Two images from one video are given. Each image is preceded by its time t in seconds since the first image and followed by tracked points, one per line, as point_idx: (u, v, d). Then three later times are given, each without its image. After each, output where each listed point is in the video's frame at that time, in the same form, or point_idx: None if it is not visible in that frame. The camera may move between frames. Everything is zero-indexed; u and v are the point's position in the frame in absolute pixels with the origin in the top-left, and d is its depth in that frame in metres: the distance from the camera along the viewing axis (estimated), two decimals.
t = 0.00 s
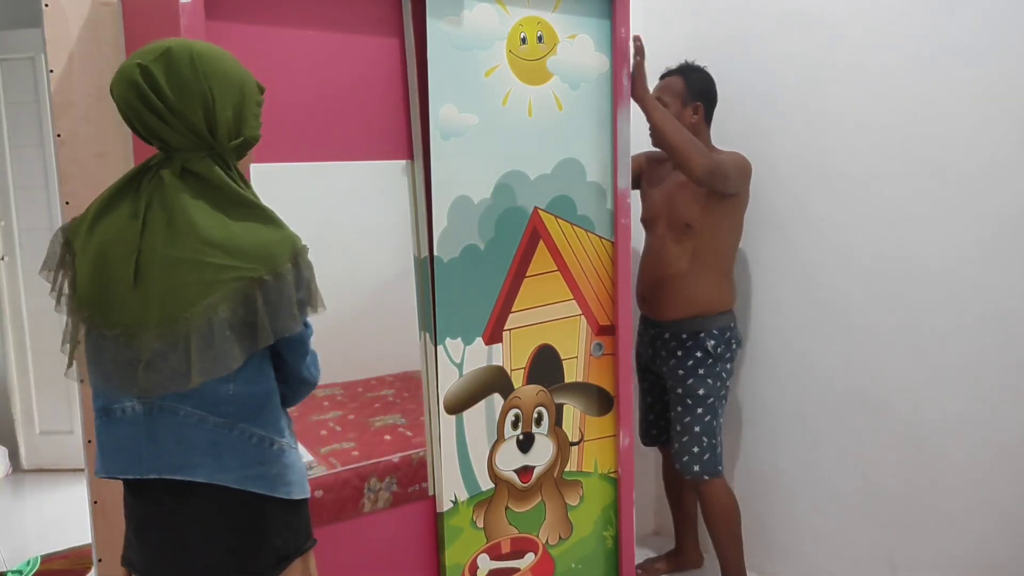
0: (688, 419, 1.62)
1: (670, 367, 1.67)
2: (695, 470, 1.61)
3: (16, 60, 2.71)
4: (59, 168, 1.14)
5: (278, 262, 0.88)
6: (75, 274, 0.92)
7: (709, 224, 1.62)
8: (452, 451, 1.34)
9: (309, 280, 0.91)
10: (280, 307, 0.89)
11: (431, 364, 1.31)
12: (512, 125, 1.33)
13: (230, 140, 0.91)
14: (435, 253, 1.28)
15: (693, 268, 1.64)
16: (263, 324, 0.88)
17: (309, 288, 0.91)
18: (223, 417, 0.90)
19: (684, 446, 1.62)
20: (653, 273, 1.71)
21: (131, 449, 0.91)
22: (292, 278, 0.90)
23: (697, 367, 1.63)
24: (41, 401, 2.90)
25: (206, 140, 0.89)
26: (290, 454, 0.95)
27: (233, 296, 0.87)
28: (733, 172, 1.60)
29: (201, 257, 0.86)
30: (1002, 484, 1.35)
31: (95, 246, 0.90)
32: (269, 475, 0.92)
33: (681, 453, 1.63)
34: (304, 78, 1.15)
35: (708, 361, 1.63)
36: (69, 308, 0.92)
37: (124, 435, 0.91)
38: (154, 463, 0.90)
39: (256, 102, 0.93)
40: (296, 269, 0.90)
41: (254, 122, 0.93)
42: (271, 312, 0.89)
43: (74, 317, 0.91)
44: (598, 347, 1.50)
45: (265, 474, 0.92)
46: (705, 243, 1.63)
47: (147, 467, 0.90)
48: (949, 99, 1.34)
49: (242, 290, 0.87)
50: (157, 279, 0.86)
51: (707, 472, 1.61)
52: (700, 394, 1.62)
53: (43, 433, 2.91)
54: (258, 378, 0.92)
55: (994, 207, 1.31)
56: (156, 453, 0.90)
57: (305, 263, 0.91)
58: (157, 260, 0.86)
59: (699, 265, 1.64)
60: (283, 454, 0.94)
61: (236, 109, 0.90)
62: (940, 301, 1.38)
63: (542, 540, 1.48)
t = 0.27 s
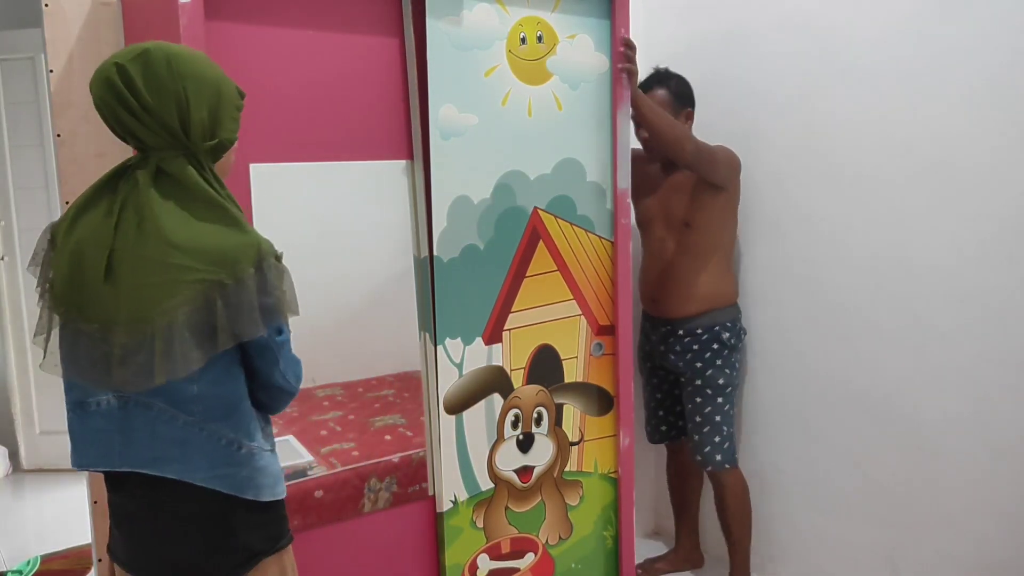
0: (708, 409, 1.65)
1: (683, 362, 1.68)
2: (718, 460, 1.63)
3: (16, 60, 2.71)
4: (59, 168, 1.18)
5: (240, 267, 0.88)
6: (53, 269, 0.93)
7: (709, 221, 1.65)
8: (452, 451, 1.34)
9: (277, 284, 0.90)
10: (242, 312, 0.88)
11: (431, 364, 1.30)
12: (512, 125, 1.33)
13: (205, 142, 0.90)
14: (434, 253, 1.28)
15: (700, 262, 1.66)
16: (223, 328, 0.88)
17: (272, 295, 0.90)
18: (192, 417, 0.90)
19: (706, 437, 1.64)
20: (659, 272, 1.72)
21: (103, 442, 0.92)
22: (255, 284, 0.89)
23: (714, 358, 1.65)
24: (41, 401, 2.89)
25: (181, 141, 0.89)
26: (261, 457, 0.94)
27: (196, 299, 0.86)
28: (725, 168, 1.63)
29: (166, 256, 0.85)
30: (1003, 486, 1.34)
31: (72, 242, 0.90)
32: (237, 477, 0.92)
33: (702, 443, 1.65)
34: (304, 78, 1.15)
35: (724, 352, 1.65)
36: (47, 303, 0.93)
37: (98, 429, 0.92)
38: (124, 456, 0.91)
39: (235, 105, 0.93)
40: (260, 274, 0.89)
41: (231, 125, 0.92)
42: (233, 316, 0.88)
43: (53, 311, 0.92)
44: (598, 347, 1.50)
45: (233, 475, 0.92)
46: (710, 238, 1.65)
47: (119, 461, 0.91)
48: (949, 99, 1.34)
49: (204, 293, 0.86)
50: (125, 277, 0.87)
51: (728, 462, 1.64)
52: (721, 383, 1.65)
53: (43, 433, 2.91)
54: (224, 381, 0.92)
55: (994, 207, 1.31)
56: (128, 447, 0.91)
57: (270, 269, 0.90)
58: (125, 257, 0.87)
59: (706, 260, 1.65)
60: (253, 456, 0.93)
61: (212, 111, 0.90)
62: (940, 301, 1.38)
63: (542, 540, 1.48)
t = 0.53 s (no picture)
0: (727, 407, 1.64)
1: (696, 360, 1.66)
2: (741, 455, 1.64)
3: (16, 60, 2.71)
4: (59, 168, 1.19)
5: (206, 276, 0.88)
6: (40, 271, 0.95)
7: (714, 218, 1.65)
8: (452, 451, 1.34)
9: (249, 294, 0.90)
10: (206, 321, 0.88)
11: (430, 365, 1.30)
12: (512, 125, 1.33)
13: (185, 147, 0.91)
14: (433, 253, 1.28)
15: (709, 259, 1.65)
16: (187, 337, 0.88)
17: (239, 305, 0.89)
18: (170, 421, 0.92)
19: (727, 433, 1.64)
20: (666, 271, 1.72)
21: (87, 442, 0.93)
22: (219, 293, 0.88)
23: (729, 355, 1.63)
24: (41, 401, 2.90)
25: (162, 146, 0.90)
26: (240, 465, 0.94)
27: (163, 306, 0.87)
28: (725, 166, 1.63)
29: (137, 263, 0.87)
30: (1003, 487, 1.34)
31: (55, 246, 0.93)
32: (217, 482, 0.93)
33: (725, 440, 1.64)
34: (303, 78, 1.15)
35: (738, 348, 1.64)
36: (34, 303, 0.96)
37: (78, 431, 0.93)
38: (105, 459, 0.92)
39: (222, 115, 0.94)
40: (226, 283, 0.89)
41: (215, 132, 0.93)
42: (199, 325, 0.88)
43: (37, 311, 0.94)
44: (598, 347, 1.50)
45: (212, 480, 0.93)
46: (717, 234, 1.65)
47: (99, 463, 0.93)
48: (949, 98, 1.33)
49: (171, 301, 0.87)
50: (100, 281, 0.88)
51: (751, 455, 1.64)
52: (738, 380, 1.63)
53: (43, 433, 2.91)
54: (197, 388, 0.92)
55: (995, 206, 1.30)
56: (110, 448, 0.92)
57: (236, 279, 0.89)
58: (98, 262, 0.89)
59: (714, 256, 1.65)
60: (230, 464, 0.94)
61: (195, 117, 0.91)
62: (939, 301, 1.38)
63: (542, 540, 1.48)
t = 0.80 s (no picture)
0: (727, 406, 1.63)
1: (697, 358, 1.65)
2: (738, 454, 1.62)
3: (16, 60, 2.71)
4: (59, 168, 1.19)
5: (194, 276, 0.88)
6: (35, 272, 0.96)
7: (715, 218, 1.64)
8: (452, 451, 1.34)
9: (239, 293, 0.90)
10: (194, 321, 0.88)
11: (430, 364, 1.30)
12: (512, 125, 1.33)
13: (174, 147, 0.92)
14: (433, 253, 1.28)
15: (711, 258, 1.64)
16: (175, 338, 0.88)
17: (227, 304, 0.89)
18: (165, 422, 0.92)
19: (725, 433, 1.63)
20: (670, 272, 1.71)
21: (84, 443, 0.94)
22: (208, 293, 0.88)
23: (730, 355, 1.63)
24: (40, 401, 2.90)
25: (151, 145, 0.91)
26: (236, 464, 0.95)
27: (152, 307, 0.87)
28: (727, 167, 1.62)
29: (127, 264, 0.87)
30: (1003, 487, 1.34)
31: (50, 249, 0.94)
32: (212, 482, 0.93)
33: (722, 440, 1.63)
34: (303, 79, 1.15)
35: (739, 348, 1.63)
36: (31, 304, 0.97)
37: (75, 431, 0.94)
38: (101, 459, 0.93)
39: (213, 116, 0.94)
40: (214, 283, 0.89)
41: (204, 132, 0.93)
42: (187, 325, 0.88)
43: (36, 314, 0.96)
44: (598, 347, 1.50)
45: (208, 481, 0.93)
46: (719, 234, 1.64)
47: (95, 464, 0.93)
48: (949, 98, 1.33)
49: (159, 301, 0.87)
50: (92, 283, 0.89)
51: (747, 457, 1.63)
52: (738, 380, 1.62)
53: (43, 433, 2.91)
54: (189, 388, 0.92)
55: (996, 205, 1.30)
56: (105, 448, 0.93)
57: (225, 278, 0.89)
58: (90, 264, 0.89)
59: (716, 255, 1.64)
60: (227, 463, 0.94)
61: (184, 116, 0.91)
62: (939, 301, 1.38)
63: (542, 540, 1.48)
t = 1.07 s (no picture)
0: (727, 406, 1.62)
1: (697, 358, 1.65)
2: (738, 454, 1.62)
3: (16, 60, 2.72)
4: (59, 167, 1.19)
5: (191, 276, 0.88)
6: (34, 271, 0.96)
7: (716, 219, 1.63)
8: (451, 451, 1.34)
9: (236, 293, 0.90)
10: (191, 320, 0.88)
11: (429, 364, 1.30)
12: (511, 125, 1.32)
13: (172, 147, 0.92)
14: (433, 254, 1.28)
15: (711, 258, 1.64)
16: (172, 337, 0.88)
17: (225, 304, 0.90)
18: (162, 421, 0.92)
19: (725, 433, 1.63)
20: (671, 272, 1.71)
21: (81, 442, 0.94)
22: (205, 293, 0.89)
23: (730, 355, 1.63)
24: (40, 401, 2.90)
25: (148, 145, 0.91)
26: (234, 464, 0.95)
27: (149, 306, 0.87)
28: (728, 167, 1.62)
29: (124, 263, 0.87)
30: (1003, 487, 1.34)
31: (48, 248, 0.94)
32: (209, 482, 0.93)
33: (722, 440, 1.63)
34: (301, 79, 1.15)
35: (739, 347, 1.63)
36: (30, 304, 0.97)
37: (73, 430, 0.94)
38: (100, 458, 0.93)
39: (211, 116, 0.94)
40: (212, 283, 0.89)
41: (202, 132, 0.93)
42: (184, 325, 0.88)
43: (33, 314, 0.96)
44: (598, 347, 1.50)
45: (205, 481, 0.93)
46: (720, 234, 1.63)
47: (93, 463, 0.94)
48: (949, 97, 1.33)
49: (156, 301, 0.87)
50: (90, 282, 0.89)
51: (747, 458, 1.63)
52: (738, 380, 1.62)
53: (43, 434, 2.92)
54: (187, 388, 0.92)
55: (996, 204, 1.29)
56: (104, 448, 0.93)
57: (223, 278, 0.89)
58: (88, 264, 0.90)
59: (716, 256, 1.64)
60: (224, 463, 0.94)
61: (182, 116, 0.91)
62: (938, 301, 1.37)
63: (542, 540, 1.48)
